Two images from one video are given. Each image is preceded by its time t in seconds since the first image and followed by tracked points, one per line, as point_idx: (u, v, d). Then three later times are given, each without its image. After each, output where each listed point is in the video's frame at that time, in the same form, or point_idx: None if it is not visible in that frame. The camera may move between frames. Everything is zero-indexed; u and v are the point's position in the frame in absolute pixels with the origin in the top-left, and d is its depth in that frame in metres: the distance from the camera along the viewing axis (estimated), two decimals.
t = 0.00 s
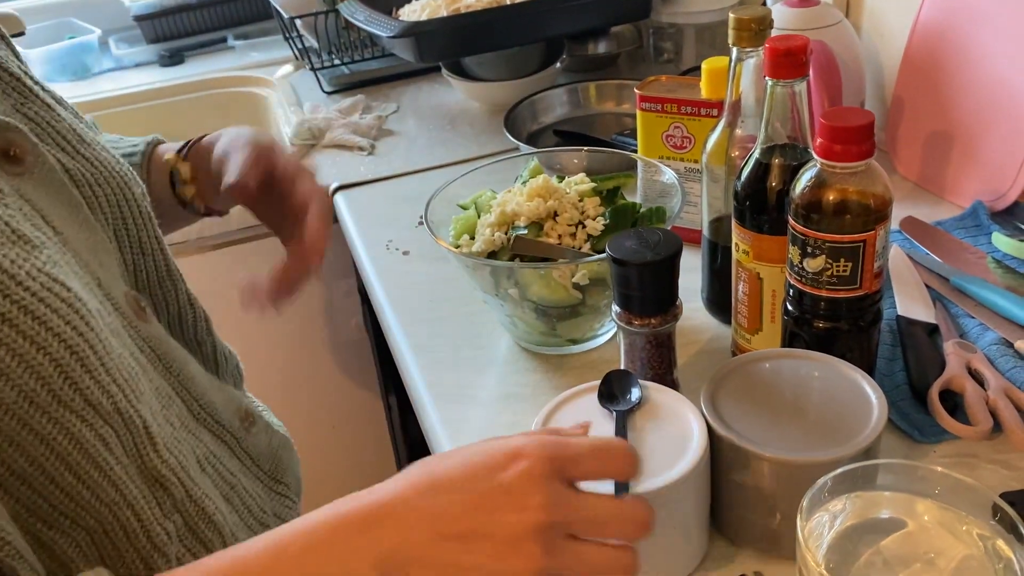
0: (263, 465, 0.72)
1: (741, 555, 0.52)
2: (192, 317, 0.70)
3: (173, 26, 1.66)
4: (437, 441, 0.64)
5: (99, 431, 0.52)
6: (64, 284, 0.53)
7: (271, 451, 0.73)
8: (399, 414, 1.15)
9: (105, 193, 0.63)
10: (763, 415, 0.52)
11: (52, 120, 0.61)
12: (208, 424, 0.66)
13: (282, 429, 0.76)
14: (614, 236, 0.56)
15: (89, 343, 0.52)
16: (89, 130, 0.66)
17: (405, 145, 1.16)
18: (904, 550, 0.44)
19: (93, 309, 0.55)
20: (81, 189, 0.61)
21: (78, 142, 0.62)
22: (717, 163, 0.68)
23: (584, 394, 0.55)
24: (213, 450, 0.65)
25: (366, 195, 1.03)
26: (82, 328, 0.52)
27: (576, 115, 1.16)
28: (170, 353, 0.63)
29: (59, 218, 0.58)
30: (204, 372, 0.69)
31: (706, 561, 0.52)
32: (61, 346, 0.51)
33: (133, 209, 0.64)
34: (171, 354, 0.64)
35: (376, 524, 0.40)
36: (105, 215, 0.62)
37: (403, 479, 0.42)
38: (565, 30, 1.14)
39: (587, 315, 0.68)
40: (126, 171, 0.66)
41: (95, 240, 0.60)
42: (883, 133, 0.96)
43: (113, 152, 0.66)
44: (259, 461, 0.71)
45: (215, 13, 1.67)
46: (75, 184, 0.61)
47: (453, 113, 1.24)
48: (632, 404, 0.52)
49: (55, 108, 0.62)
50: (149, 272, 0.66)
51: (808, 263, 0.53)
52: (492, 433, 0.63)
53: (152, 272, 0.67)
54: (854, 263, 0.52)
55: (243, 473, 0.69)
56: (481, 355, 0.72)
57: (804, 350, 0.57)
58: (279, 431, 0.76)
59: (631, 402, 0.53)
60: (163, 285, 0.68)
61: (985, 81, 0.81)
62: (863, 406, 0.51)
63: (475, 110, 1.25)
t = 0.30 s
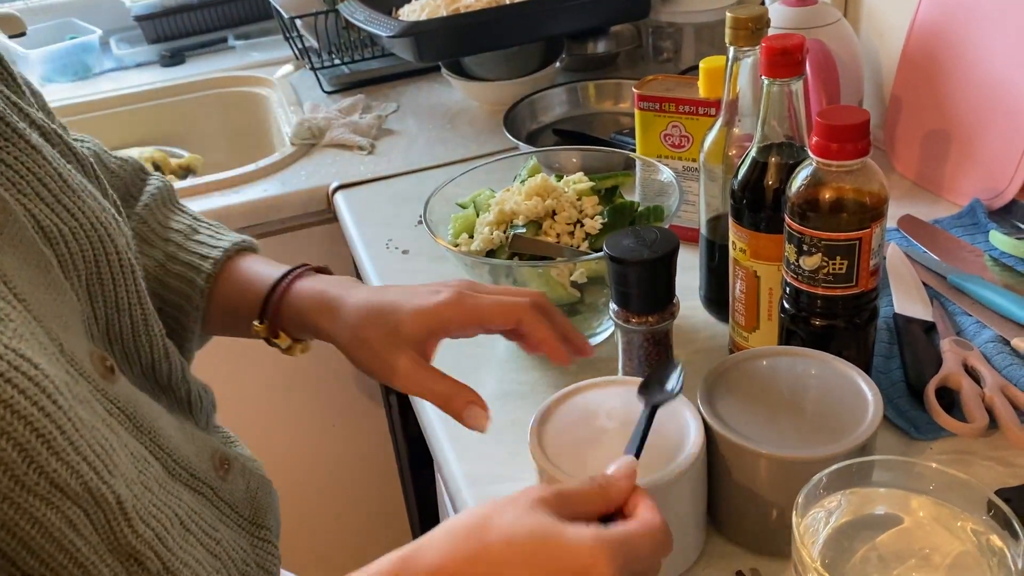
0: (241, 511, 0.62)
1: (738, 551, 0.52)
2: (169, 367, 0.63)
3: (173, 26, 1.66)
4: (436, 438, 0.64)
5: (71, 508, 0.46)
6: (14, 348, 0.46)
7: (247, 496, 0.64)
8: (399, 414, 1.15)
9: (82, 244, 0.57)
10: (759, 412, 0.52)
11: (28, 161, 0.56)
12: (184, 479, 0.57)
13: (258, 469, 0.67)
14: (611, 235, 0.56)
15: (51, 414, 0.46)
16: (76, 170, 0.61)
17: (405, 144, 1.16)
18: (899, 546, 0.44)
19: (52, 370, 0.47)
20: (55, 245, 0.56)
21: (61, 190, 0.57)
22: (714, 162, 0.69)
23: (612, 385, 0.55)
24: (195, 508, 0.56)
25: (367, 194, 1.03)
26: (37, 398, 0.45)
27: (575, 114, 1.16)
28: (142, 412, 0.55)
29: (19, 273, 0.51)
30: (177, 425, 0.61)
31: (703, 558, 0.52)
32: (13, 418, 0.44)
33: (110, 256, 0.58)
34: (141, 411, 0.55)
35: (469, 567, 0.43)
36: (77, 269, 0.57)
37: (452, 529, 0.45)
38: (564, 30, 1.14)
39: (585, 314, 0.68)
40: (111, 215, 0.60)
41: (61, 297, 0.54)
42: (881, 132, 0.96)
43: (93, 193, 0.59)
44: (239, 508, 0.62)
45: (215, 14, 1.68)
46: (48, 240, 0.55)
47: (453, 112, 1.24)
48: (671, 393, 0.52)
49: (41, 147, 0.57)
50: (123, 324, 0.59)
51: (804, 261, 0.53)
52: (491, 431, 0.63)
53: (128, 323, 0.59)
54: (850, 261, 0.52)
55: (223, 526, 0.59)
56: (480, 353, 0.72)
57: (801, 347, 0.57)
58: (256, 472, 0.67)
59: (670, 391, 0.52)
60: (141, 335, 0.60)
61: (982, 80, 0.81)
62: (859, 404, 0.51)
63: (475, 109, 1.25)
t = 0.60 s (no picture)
0: (235, 541, 0.66)
1: (740, 550, 0.52)
2: (173, 396, 0.63)
3: (173, 27, 1.66)
4: (437, 438, 0.64)
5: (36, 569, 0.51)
6: None
7: (242, 524, 0.67)
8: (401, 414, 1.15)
9: (77, 275, 0.57)
10: (760, 411, 0.52)
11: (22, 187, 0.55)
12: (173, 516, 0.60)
13: (252, 496, 0.70)
14: (612, 235, 0.56)
15: (17, 478, 0.49)
16: (88, 182, 0.60)
17: (406, 144, 1.16)
18: (901, 546, 0.44)
19: (23, 431, 0.50)
20: (47, 275, 0.55)
21: (55, 214, 0.56)
22: (715, 161, 0.68)
23: (602, 385, 0.55)
24: (184, 548, 0.59)
25: (368, 194, 1.03)
26: None
27: (576, 113, 1.16)
28: (127, 450, 0.58)
29: (6, 314, 0.52)
30: (172, 458, 0.63)
31: (704, 557, 0.52)
32: None
33: (107, 282, 0.58)
34: (126, 453, 0.57)
35: None
36: (74, 298, 0.57)
37: None
38: (565, 29, 1.14)
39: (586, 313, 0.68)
40: (112, 237, 0.59)
41: (51, 330, 0.55)
42: (882, 130, 0.96)
43: (97, 214, 0.59)
44: (231, 539, 0.65)
45: (216, 14, 1.68)
46: (41, 270, 0.55)
47: (454, 112, 1.24)
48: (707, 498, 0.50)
49: (40, 168, 0.57)
50: (122, 352, 0.59)
51: (806, 260, 0.53)
52: (492, 431, 0.63)
53: (125, 353, 0.60)
54: (851, 260, 0.52)
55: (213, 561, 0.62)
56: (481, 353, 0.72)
57: (802, 347, 0.57)
58: (250, 502, 0.70)
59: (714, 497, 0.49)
60: (141, 361, 0.60)
61: (983, 79, 0.81)
62: (860, 404, 0.51)
63: (476, 108, 1.25)
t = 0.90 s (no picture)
0: (240, 544, 0.68)
1: (742, 547, 0.52)
2: (171, 400, 0.65)
3: (174, 25, 1.66)
4: (439, 436, 0.64)
5: (54, 572, 0.52)
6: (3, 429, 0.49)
7: (248, 527, 0.70)
8: (403, 412, 1.15)
9: (77, 281, 0.58)
10: (762, 408, 0.52)
11: (19, 194, 0.57)
12: (181, 519, 0.62)
13: (260, 503, 0.73)
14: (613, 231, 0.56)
15: (33, 479, 0.50)
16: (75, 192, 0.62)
17: (407, 142, 1.16)
18: (904, 542, 0.44)
19: (37, 434, 0.51)
20: (46, 278, 0.57)
21: (50, 220, 0.58)
22: (717, 158, 0.68)
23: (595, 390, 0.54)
24: (192, 551, 0.62)
25: (369, 193, 1.03)
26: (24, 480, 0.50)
27: (577, 111, 1.16)
28: (134, 452, 0.60)
29: (11, 321, 0.54)
30: (179, 462, 0.65)
31: (707, 554, 0.52)
32: None
33: (106, 287, 0.59)
34: (137, 457, 0.59)
35: None
36: (75, 303, 0.58)
37: None
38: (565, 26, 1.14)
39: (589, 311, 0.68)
40: (106, 245, 0.61)
41: (53, 334, 0.57)
42: (884, 126, 0.95)
43: (93, 223, 0.61)
44: (236, 542, 0.68)
45: (216, 12, 1.68)
46: (41, 274, 0.57)
47: (455, 109, 1.24)
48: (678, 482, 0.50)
49: (31, 176, 0.58)
50: (121, 357, 0.61)
51: (808, 256, 0.53)
52: (494, 428, 0.63)
53: (125, 357, 0.61)
54: (853, 256, 0.52)
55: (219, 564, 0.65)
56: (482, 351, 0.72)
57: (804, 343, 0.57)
58: (254, 506, 0.72)
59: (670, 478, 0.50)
60: (138, 364, 0.62)
61: (985, 75, 0.81)
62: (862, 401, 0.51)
63: (477, 106, 1.25)
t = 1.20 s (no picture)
0: (240, 537, 0.68)
1: (744, 545, 0.52)
2: (162, 389, 0.68)
3: (174, 23, 1.66)
4: (440, 433, 0.64)
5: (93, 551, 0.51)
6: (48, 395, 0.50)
7: (248, 521, 0.70)
8: (403, 410, 1.15)
9: (71, 270, 0.61)
10: (763, 406, 0.51)
11: (13, 187, 0.59)
12: (182, 509, 0.63)
13: (257, 496, 0.74)
14: (614, 228, 0.56)
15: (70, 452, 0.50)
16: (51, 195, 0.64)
17: (407, 139, 1.16)
18: (907, 539, 0.44)
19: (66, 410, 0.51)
20: (45, 267, 0.59)
21: (41, 211, 0.60)
22: (717, 154, 0.68)
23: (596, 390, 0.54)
24: (194, 542, 0.62)
25: (369, 190, 1.02)
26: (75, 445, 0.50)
27: (577, 108, 1.15)
28: (139, 440, 0.61)
29: (22, 303, 0.56)
30: (175, 453, 0.67)
31: (708, 552, 0.52)
32: (51, 468, 0.48)
33: (97, 276, 0.62)
34: (141, 443, 0.61)
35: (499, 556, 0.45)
36: (70, 292, 0.61)
37: None
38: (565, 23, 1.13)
39: (590, 308, 0.68)
40: (91, 241, 0.64)
41: (59, 319, 0.59)
42: (885, 123, 0.95)
43: (77, 220, 0.64)
44: (236, 534, 0.68)
45: (215, 10, 1.68)
46: (39, 263, 0.59)
47: (454, 107, 1.24)
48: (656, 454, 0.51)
49: (19, 175, 0.60)
50: (116, 346, 0.64)
51: (810, 253, 0.53)
52: (496, 426, 0.63)
53: (119, 344, 0.64)
54: (856, 252, 0.51)
55: (222, 556, 0.65)
56: (483, 348, 0.72)
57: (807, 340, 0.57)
58: (253, 498, 0.73)
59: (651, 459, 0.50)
60: (130, 353, 0.65)
61: (987, 70, 0.80)
62: (864, 397, 0.51)
63: (477, 103, 1.25)
